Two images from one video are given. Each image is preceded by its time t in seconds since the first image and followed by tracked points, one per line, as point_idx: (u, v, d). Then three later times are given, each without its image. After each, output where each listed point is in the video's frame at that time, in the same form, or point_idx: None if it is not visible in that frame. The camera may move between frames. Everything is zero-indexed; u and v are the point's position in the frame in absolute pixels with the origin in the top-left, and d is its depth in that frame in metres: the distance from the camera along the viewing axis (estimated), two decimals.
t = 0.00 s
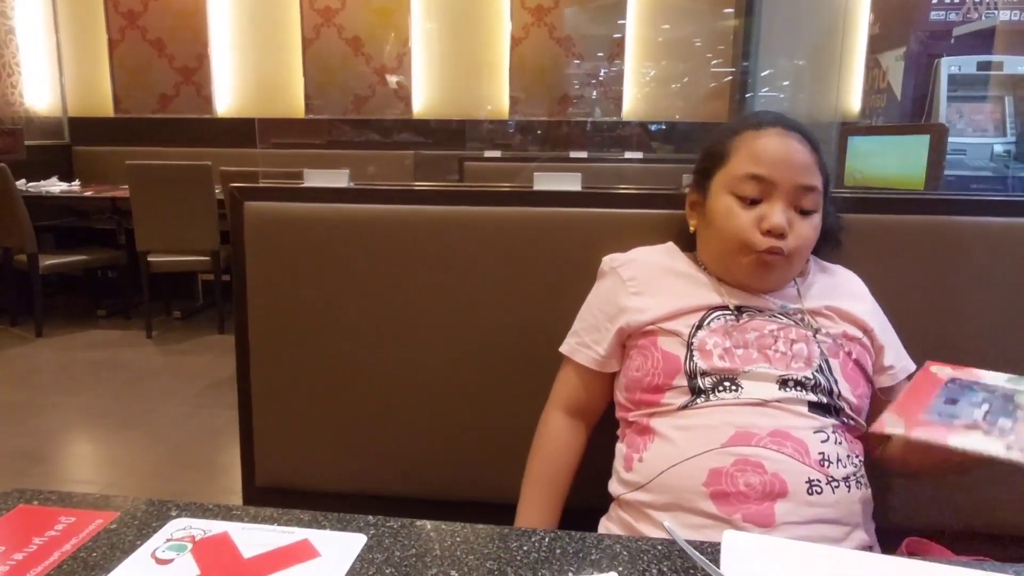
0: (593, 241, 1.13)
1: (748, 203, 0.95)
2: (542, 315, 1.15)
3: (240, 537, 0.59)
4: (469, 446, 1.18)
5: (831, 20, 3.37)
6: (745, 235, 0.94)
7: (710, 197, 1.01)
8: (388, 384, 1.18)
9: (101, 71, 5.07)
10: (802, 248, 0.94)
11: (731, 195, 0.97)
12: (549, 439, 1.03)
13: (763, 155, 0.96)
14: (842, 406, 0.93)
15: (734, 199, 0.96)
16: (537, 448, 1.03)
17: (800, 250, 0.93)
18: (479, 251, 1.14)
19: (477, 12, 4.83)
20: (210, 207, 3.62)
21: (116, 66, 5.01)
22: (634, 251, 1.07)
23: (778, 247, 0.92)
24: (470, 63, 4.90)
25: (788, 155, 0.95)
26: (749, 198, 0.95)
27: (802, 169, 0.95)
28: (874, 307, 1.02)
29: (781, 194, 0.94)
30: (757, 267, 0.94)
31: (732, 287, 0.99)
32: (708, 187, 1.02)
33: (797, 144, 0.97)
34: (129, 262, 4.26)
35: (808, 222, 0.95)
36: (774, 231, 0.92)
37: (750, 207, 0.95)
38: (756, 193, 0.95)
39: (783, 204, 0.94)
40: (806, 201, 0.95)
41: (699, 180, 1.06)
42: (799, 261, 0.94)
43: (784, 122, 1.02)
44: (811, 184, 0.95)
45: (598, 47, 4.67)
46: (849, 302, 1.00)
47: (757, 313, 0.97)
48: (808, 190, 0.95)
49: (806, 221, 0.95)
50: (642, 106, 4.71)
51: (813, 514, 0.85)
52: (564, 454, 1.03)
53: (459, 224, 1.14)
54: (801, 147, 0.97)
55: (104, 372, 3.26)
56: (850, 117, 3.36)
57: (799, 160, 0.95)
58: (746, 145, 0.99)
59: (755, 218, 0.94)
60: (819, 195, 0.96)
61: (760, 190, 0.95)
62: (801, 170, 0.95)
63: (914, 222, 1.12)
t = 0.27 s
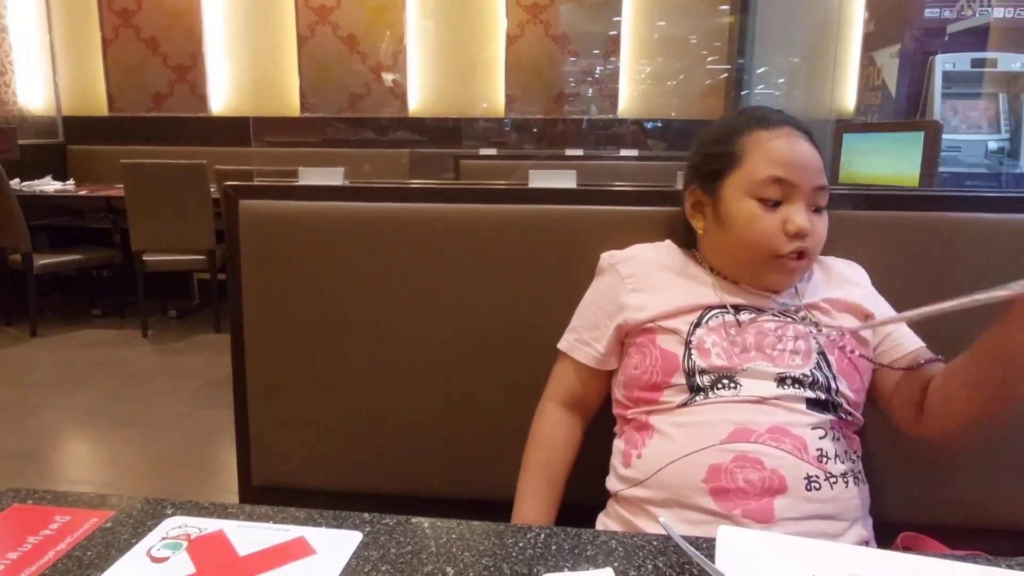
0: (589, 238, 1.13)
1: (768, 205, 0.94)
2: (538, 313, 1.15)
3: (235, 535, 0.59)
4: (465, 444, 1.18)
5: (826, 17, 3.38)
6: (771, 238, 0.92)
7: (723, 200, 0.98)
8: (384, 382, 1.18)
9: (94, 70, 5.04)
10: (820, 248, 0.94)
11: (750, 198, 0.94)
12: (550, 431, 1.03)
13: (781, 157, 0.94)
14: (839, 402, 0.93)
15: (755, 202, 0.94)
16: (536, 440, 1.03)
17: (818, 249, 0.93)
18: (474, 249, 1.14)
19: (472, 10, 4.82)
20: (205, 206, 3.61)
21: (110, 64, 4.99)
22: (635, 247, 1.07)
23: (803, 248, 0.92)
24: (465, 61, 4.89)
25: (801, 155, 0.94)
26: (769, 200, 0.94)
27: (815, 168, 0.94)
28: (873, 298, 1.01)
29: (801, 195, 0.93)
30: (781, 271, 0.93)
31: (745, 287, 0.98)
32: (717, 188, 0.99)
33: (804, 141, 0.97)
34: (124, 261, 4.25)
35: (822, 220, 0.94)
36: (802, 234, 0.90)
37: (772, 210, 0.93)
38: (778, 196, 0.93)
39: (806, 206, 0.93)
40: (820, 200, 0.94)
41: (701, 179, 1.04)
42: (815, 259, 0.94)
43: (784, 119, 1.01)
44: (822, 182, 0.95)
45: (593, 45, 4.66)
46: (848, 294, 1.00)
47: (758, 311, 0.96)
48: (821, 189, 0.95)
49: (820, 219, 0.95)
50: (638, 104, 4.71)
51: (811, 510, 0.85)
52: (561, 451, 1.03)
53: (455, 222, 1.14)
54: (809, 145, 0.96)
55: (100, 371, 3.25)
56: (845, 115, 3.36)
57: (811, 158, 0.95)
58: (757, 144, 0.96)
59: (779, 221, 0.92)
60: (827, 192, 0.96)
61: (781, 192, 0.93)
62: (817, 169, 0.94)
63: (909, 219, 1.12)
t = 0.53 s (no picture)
0: (584, 236, 1.13)
1: (749, 198, 0.94)
2: (533, 310, 1.15)
3: (230, 533, 0.59)
4: (461, 442, 1.18)
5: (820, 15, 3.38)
6: (751, 229, 0.93)
7: (706, 196, 0.99)
8: (379, 379, 1.18)
9: (89, 69, 5.02)
10: (805, 239, 0.94)
11: (730, 192, 0.95)
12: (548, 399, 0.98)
13: (760, 150, 0.95)
14: (830, 399, 0.94)
15: (735, 194, 0.95)
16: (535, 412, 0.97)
17: (803, 240, 0.93)
18: (470, 247, 1.14)
19: (468, 9, 4.82)
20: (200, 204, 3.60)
21: (105, 63, 4.97)
22: (626, 244, 1.07)
23: (784, 239, 0.92)
24: (461, 59, 4.89)
25: (782, 148, 0.95)
26: (750, 193, 0.94)
27: (797, 161, 0.95)
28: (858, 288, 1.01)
29: (782, 187, 0.94)
30: (765, 262, 0.93)
31: (732, 282, 0.98)
32: (701, 184, 1.01)
33: (787, 135, 0.97)
34: (119, 261, 4.24)
35: (807, 212, 0.94)
36: (782, 223, 0.91)
37: (752, 202, 0.94)
38: (758, 188, 0.94)
39: (786, 196, 0.93)
40: (804, 192, 0.94)
41: (687, 177, 1.05)
42: (801, 252, 0.94)
43: (778, 120, 1.01)
44: (806, 175, 0.95)
45: (589, 43, 4.66)
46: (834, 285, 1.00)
47: (746, 309, 0.96)
48: (805, 182, 0.95)
49: (805, 211, 0.95)
50: (633, 102, 4.72)
51: (805, 506, 0.85)
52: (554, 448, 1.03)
53: (450, 220, 1.14)
54: (792, 139, 0.97)
55: (95, 371, 3.24)
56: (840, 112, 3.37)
57: (792, 152, 0.95)
58: (738, 140, 0.98)
59: (759, 213, 0.93)
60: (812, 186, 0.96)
61: (761, 184, 0.94)
62: (798, 161, 0.94)
63: (904, 216, 1.13)
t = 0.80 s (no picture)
0: (583, 233, 1.13)
1: (736, 202, 0.94)
2: (531, 308, 1.15)
3: (228, 530, 0.58)
4: (459, 440, 1.18)
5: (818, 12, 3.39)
6: (737, 233, 0.92)
7: (696, 200, 0.99)
8: (377, 377, 1.18)
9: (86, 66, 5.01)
10: (796, 242, 0.93)
11: (717, 196, 0.95)
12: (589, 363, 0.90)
13: (749, 154, 0.95)
14: (828, 399, 0.93)
15: (722, 198, 0.95)
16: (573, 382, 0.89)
17: (793, 244, 0.92)
18: (468, 244, 1.14)
19: (467, 7, 4.82)
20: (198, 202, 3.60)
21: (102, 61, 4.96)
22: (623, 247, 1.07)
23: (771, 242, 0.91)
24: (459, 57, 4.88)
25: (771, 151, 0.95)
26: (737, 197, 0.94)
27: (787, 164, 0.94)
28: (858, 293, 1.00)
29: (770, 190, 0.93)
30: (753, 265, 0.93)
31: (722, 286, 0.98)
32: (692, 188, 1.01)
33: (779, 138, 0.97)
34: (116, 259, 4.23)
35: (798, 215, 0.93)
36: (768, 227, 0.90)
37: (739, 206, 0.94)
38: (745, 192, 0.94)
39: (774, 199, 0.92)
40: (794, 195, 0.94)
41: (680, 178, 1.05)
42: (791, 255, 0.93)
43: (771, 120, 1.01)
44: (797, 178, 0.94)
45: (587, 41, 4.67)
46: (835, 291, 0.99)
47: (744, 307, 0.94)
48: (795, 185, 0.94)
49: (796, 214, 0.94)
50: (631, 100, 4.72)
51: (801, 504, 0.86)
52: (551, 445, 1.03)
53: (449, 217, 1.14)
54: (784, 142, 0.96)
55: (93, 369, 3.23)
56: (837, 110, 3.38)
57: (782, 155, 0.95)
58: (728, 143, 0.98)
59: (746, 216, 0.92)
60: (804, 189, 0.95)
61: (748, 189, 0.94)
62: (787, 164, 0.94)
63: (902, 213, 1.12)
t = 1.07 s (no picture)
0: (583, 232, 1.13)
1: (725, 205, 0.95)
2: (531, 306, 1.14)
3: (228, 529, 0.58)
4: (458, 438, 1.18)
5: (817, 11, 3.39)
6: (725, 237, 0.93)
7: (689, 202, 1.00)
8: (376, 375, 1.18)
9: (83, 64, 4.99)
10: (789, 244, 0.93)
11: (708, 199, 0.96)
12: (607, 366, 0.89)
13: (738, 156, 0.95)
14: (833, 401, 0.93)
15: (711, 201, 0.96)
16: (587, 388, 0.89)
17: (784, 247, 0.93)
18: (467, 243, 1.14)
19: (465, 6, 4.82)
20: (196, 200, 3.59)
21: (99, 58, 4.94)
22: (626, 251, 1.07)
23: (760, 246, 0.92)
24: (457, 55, 4.88)
25: (763, 153, 0.94)
26: (727, 200, 0.95)
27: (780, 166, 0.94)
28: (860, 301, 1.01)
29: (760, 194, 0.93)
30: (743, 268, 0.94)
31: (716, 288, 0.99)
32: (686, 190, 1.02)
33: (774, 139, 0.96)
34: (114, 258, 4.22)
35: (790, 217, 0.93)
36: (755, 232, 0.91)
37: (728, 210, 0.94)
38: (733, 195, 0.94)
39: (763, 204, 0.93)
40: (786, 198, 0.94)
41: (677, 180, 1.06)
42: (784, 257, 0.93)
43: (768, 120, 1.01)
44: (790, 179, 0.94)
45: (586, 40, 4.67)
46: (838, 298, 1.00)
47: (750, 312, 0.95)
48: (788, 187, 0.94)
49: (789, 216, 0.94)
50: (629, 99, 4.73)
51: (806, 502, 0.86)
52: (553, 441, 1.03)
53: (448, 215, 1.14)
54: (779, 142, 0.96)
55: (90, 367, 3.23)
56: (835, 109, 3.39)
57: (775, 156, 0.94)
58: (719, 146, 0.98)
59: (734, 220, 0.93)
60: (799, 190, 0.95)
61: (737, 192, 0.94)
62: (777, 166, 0.93)
63: (902, 212, 1.12)
